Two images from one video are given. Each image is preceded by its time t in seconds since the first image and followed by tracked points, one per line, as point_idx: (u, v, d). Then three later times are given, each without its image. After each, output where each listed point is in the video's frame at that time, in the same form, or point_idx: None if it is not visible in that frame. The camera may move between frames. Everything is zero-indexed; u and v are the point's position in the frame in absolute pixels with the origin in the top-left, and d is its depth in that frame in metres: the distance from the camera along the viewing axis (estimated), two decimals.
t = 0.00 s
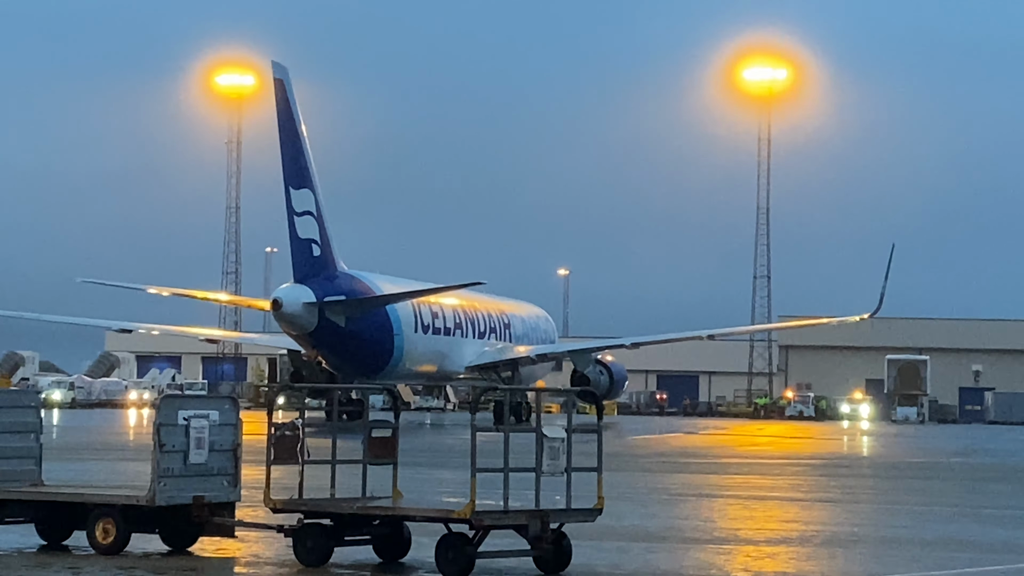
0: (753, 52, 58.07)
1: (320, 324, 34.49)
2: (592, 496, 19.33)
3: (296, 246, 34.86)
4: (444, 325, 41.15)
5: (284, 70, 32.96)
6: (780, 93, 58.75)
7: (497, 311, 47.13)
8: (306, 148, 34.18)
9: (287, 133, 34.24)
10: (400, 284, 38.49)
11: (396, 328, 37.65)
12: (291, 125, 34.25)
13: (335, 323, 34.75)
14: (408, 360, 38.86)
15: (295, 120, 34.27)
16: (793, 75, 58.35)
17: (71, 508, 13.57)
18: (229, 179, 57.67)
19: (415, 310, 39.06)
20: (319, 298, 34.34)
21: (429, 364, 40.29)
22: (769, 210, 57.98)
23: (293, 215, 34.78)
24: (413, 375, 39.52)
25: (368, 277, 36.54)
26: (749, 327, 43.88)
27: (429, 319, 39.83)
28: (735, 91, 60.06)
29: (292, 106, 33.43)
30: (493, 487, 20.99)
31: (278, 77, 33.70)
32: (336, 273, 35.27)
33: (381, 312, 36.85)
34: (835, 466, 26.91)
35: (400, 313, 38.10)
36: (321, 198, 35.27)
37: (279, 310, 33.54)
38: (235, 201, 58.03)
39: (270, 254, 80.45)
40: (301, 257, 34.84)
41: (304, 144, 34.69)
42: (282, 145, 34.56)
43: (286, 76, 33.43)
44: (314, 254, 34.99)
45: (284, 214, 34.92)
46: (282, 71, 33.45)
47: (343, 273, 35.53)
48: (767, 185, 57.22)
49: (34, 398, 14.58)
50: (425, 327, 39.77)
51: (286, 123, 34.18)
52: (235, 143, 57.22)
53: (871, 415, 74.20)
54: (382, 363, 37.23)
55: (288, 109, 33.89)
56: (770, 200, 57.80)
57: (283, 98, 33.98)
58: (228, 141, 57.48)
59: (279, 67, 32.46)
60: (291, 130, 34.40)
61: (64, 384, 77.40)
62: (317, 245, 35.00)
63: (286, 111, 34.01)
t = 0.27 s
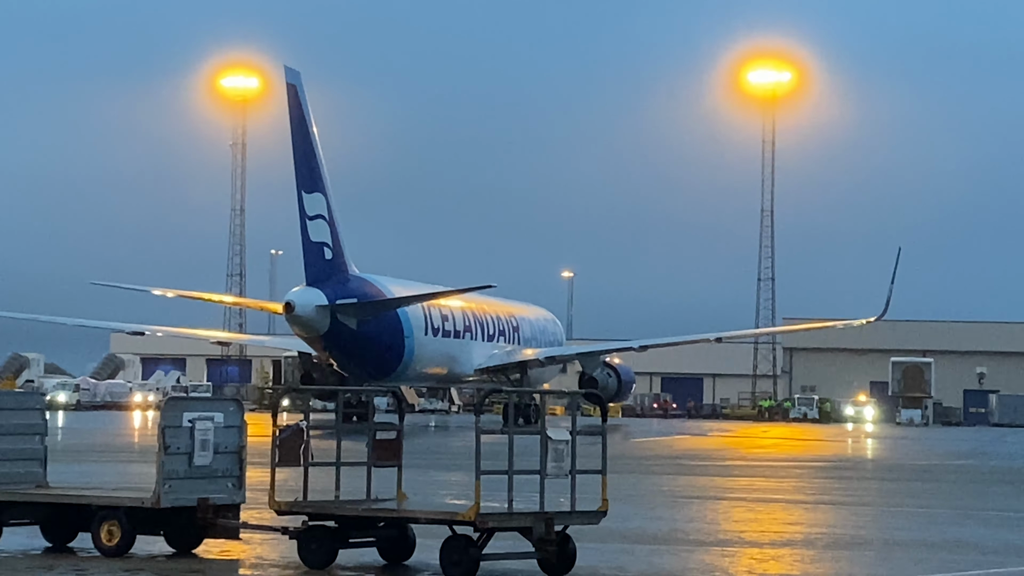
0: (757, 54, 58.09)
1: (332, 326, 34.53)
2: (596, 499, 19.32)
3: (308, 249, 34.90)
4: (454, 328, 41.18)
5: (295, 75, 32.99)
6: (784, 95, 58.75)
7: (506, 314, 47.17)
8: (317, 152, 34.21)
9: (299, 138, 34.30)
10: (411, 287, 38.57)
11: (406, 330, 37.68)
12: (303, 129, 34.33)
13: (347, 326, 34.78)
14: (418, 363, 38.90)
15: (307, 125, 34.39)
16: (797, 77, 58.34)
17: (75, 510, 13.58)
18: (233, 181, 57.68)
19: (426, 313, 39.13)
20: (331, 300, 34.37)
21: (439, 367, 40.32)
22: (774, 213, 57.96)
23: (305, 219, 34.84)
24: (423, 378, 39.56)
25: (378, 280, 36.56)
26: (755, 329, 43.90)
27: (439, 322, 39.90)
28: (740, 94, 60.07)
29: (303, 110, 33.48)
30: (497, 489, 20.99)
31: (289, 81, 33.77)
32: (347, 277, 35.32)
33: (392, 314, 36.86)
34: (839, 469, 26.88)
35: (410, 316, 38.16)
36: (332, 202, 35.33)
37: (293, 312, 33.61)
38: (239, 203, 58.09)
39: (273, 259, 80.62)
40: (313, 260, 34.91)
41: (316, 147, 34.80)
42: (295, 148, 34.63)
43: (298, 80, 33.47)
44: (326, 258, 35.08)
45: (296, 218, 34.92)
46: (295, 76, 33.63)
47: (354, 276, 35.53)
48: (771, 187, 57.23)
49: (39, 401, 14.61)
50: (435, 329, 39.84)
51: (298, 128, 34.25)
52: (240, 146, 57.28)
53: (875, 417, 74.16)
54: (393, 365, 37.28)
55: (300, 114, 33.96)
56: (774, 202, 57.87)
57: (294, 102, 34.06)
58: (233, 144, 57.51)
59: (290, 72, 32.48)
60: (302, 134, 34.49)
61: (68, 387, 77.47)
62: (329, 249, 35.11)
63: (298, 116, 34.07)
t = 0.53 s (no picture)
0: (763, 56, 58.04)
1: (346, 328, 34.64)
2: (602, 501, 19.30)
3: (322, 252, 34.96)
4: (465, 329, 41.23)
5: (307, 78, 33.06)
6: (791, 97, 58.68)
7: (517, 317, 47.21)
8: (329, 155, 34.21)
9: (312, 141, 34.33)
10: (424, 290, 38.64)
11: (418, 333, 37.77)
12: (317, 132, 34.34)
13: (360, 328, 34.89)
14: (430, 365, 38.96)
15: (321, 129, 34.35)
16: (804, 79, 58.27)
17: (82, 511, 13.60)
18: (240, 182, 57.75)
19: (438, 315, 39.20)
20: (344, 303, 34.44)
21: (450, 368, 40.34)
22: (780, 214, 57.93)
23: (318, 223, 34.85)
24: (434, 380, 39.60)
25: (391, 282, 36.64)
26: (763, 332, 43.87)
27: (450, 324, 39.95)
28: (746, 96, 60.05)
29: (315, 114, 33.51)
30: (504, 491, 21.01)
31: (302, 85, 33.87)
32: (360, 279, 35.32)
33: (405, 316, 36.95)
34: (846, 471, 26.86)
35: (422, 318, 38.25)
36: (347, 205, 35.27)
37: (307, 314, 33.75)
38: (246, 205, 58.17)
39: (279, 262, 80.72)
40: (326, 263, 34.96)
41: (330, 150, 34.78)
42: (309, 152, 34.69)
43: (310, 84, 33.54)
44: (339, 260, 35.03)
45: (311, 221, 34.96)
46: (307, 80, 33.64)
47: (367, 278, 35.57)
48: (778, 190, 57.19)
49: (46, 402, 14.63)
50: (447, 332, 39.90)
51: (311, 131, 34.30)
52: (246, 148, 57.36)
53: (882, 419, 74.07)
54: (404, 367, 37.42)
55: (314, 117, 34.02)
56: (780, 204, 57.84)
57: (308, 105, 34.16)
58: (240, 146, 57.57)
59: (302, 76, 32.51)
60: (316, 137, 34.54)
61: (76, 388, 77.65)
62: (343, 251, 35.07)
63: (311, 119, 34.12)
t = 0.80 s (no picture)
0: (768, 57, 57.99)
1: (358, 329, 34.75)
2: (607, 501, 19.28)
3: (335, 254, 34.80)
4: (475, 331, 41.33)
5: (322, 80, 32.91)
6: (796, 98, 58.61)
7: (526, 318, 47.28)
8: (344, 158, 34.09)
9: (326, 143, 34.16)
10: (434, 292, 38.78)
11: (428, 333, 37.90)
12: (330, 135, 34.17)
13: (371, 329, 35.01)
14: (440, 366, 39.08)
15: (334, 131, 34.22)
16: (809, 80, 58.21)
17: (87, 511, 13.62)
18: (245, 183, 57.78)
19: (448, 316, 39.34)
20: (356, 304, 34.54)
21: (460, 370, 40.42)
22: (785, 215, 57.90)
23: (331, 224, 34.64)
24: (444, 381, 39.70)
25: (401, 284, 36.85)
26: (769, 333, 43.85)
27: (460, 325, 40.05)
28: (752, 97, 60.02)
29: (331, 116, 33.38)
30: (508, 491, 21.00)
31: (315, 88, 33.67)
32: (371, 280, 35.43)
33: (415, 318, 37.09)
34: (850, 472, 26.84)
35: (433, 320, 38.40)
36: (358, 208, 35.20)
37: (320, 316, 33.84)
38: (251, 205, 58.21)
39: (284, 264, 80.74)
40: (339, 265, 34.83)
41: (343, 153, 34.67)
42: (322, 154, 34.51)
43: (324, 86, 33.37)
44: (352, 262, 35.00)
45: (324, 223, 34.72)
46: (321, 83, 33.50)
47: (379, 279, 35.78)
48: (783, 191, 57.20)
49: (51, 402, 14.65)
50: (456, 333, 39.99)
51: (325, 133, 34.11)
52: (252, 148, 57.41)
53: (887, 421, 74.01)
54: (415, 368, 37.56)
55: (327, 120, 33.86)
56: (785, 205, 57.80)
57: (320, 108, 34.03)
58: (245, 146, 57.58)
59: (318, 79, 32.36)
60: (329, 140, 34.37)
61: (81, 389, 77.71)
62: (355, 253, 35.03)
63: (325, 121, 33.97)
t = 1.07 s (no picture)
0: (772, 58, 57.96)
1: (369, 331, 34.75)
2: (610, 502, 19.27)
3: (346, 255, 34.80)
4: (483, 332, 41.39)
5: (333, 84, 33.03)
6: (800, 98, 58.56)
7: (534, 319, 47.32)
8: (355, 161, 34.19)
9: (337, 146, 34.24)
10: (444, 294, 38.91)
11: (437, 335, 37.91)
12: (340, 138, 34.29)
13: (381, 331, 35.01)
14: (448, 367, 39.13)
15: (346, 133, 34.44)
16: (813, 81, 58.16)
17: (90, 512, 13.62)
18: (249, 183, 57.80)
19: (457, 318, 39.45)
20: (367, 307, 34.54)
21: (469, 371, 40.45)
22: (789, 216, 57.85)
23: (342, 227, 34.71)
24: (453, 382, 39.75)
25: (411, 285, 36.97)
26: (774, 334, 43.85)
27: (469, 326, 40.14)
28: (756, 97, 59.99)
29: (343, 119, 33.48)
30: (511, 492, 21.00)
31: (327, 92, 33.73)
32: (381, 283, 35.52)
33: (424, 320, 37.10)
34: (854, 473, 26.82)
35: (442, 321, 38.46)
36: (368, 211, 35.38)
37: (331, 318, 33.78)
38: (255, 205, 58.24)
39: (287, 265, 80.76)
40: (350, 267, 34.83)
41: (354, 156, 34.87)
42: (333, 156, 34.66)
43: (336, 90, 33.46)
44: (362, 265, 35.02)
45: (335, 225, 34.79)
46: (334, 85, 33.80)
47: (389, 282, 35.84)
48: (787, 191, 57.17)
49: (54, 402, 14.65)
50: (465, 334, 40.08)
51: (336, 136, 34.21)
52: (255, 149, 57.45)
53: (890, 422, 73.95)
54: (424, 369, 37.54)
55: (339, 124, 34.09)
56: (790, 205, 57.76)
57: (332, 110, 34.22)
58: (249, 147, 57.61)
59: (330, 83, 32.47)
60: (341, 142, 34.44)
61: (85, 389, 77.76)
62: (366, 256, 35.11)
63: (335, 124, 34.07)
